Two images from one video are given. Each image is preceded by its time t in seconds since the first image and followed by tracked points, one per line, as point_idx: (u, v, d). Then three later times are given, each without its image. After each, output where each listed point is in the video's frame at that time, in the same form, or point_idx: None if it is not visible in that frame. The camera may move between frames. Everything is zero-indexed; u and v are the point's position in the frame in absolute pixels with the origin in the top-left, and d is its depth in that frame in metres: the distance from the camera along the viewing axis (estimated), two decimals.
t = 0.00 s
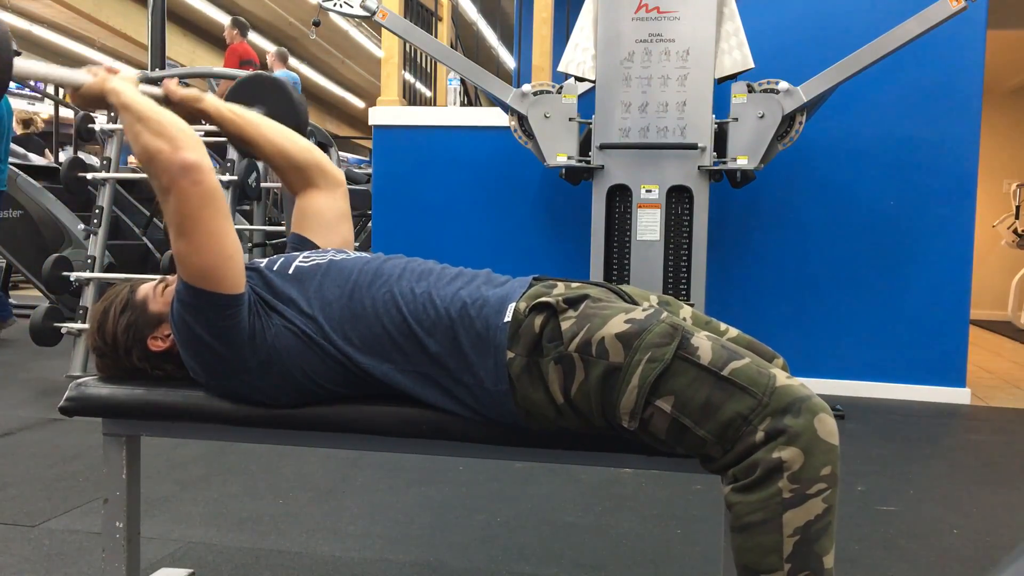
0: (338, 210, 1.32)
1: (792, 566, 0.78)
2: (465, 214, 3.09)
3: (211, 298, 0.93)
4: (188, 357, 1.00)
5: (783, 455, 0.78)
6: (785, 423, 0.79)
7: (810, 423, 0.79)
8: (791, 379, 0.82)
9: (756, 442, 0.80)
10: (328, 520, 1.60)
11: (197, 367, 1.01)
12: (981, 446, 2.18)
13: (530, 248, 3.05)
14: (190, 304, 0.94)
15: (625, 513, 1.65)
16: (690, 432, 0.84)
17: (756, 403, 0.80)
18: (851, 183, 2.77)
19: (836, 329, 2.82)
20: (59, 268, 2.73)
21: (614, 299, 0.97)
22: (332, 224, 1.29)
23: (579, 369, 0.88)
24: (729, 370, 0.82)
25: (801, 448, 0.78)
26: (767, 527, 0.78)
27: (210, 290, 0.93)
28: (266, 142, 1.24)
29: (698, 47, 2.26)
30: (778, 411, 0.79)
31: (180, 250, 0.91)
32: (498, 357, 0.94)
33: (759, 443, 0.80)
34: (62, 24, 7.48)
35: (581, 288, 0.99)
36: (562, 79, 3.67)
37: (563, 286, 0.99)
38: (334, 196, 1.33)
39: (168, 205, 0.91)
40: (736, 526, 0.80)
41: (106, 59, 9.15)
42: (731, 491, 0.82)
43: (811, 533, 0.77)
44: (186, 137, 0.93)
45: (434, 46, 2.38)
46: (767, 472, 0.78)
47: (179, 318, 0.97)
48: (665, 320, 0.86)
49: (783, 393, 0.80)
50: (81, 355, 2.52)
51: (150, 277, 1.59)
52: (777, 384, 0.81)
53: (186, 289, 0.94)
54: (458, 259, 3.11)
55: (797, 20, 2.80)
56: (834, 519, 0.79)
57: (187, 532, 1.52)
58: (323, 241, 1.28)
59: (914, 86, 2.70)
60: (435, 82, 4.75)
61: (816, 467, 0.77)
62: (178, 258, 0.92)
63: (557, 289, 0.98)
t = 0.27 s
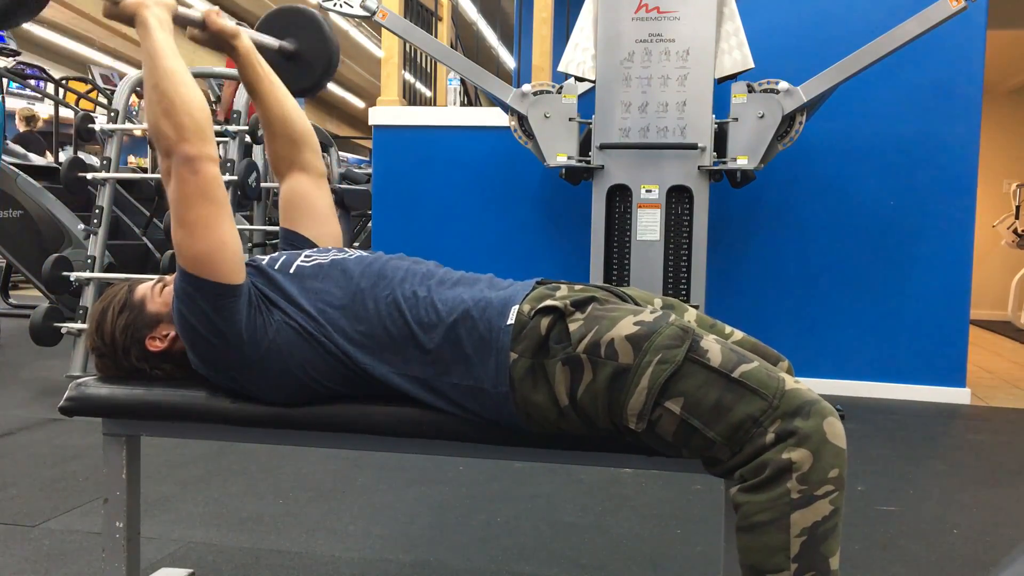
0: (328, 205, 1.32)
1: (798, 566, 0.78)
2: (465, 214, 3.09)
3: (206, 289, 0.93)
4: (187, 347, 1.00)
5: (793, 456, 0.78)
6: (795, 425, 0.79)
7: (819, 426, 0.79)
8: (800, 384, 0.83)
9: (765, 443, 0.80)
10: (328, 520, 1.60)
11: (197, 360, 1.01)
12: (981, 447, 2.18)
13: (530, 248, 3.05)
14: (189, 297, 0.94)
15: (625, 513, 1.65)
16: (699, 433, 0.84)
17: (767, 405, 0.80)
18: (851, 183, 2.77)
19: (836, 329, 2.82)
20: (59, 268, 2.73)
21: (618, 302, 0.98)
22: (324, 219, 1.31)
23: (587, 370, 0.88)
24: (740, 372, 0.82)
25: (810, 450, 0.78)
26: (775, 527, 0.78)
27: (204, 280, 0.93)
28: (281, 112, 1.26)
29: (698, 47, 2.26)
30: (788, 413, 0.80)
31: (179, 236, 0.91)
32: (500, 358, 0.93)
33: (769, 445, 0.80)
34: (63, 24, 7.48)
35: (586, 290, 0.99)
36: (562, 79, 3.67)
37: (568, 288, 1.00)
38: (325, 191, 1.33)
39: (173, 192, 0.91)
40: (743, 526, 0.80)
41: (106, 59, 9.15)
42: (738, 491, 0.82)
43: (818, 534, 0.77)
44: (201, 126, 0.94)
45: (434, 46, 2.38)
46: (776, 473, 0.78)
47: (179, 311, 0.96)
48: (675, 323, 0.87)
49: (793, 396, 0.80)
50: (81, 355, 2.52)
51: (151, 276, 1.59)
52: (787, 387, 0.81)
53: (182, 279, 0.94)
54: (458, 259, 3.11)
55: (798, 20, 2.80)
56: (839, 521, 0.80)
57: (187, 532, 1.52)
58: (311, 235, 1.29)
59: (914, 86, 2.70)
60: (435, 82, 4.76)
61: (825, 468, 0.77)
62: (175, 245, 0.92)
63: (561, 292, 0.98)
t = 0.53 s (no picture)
0: (344, 216, 1.31)
1: (798, 565, 0.78)
2: (465, 214, 3.09)
3: (221, 299, 0.93)
4: (190, 357, 1.00)
5: (798, 455, 0.78)
6: (800, 425, 0.79)
7: (825, 426, 0.79)
8: (805, 385, 0.83)
9: (771, 442, 0.80)
10: (328, 520, 1.60)
11: (201, 370, 1.00)
12: (981, 446, 2.18)
13: (531, 249, 3.05)
14: (196, 305, 0.93)
15: (625, 513, 1.65)
16: (704, 432, 0.83)
17: (773, 404, 0.80)
18: (852, 183, 2.77)
19: (837, 328, 2.82)
20: (59, 268, 2.73)
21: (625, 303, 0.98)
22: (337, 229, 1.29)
23: (593, 368, 0.88)
24: (747, 372, 0.82)
25: (815, 449, 0.78)
26: (776, 526, 0.78)
27: (218, 292, 0.93)
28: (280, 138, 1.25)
29: (698, 47, 2.26)
30: (794, 413, 0.80)
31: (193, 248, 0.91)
32: (504, 357, 0.93)
33: (774, 444, 0.80)
34: (63, 24, 7.48)
35: (591, 289, 0.99)
36: (562, 79, 3.67)
37: (573, 287, 1.00)
38: (340, 202, 1.32)
39: (183, 203, 0.91)
40: (745, 524, 0.80)
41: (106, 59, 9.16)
42: (741, 490, 0.82)
43: (820, 534, 0.77)
44: (207, 137, 0.94)
45: (434, 46, 2.38)
46: (780, 471, 0.78)
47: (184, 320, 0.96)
48: (682, 323, 0.87)
49: (799, 397, 0.81)
50: (82, 355, 2.52)
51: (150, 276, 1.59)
52: (793, 387, 0.81)
53: (194, 290, 0.93)
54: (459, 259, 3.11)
55: (797, 20, 2.80)
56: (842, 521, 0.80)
57: (187, 532, 1.52)
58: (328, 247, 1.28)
59: (914, 86, 2.70)
60: (434, 83, 4.76)
61: (829, 468, 0.78)
62: (190, 259, 0.91)
63: (567, 290, 0.98)
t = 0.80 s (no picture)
0: (346, 221, 1.31)
1: (796, 566, 0.78)
2: (465, 214, 3.09)
3: (219, 300, 0.93)
4: (187, 363, 0.99)
5: (794, 455, 0.78)
6: (797, 424, 0.79)
7: (821, 425, 0.79)
8: (802, 384, 0.83)
9: (768, 442, 0.80)
10: (329, 520, 1.60)
11: (199, 374, 1.00)
12: (981, 447, 2.18)
13: (530, 249, 3.05)
14: (195, 307, 0.93)
15: (625, 513, 1.65)
16: (700, 432, 0.84)
17: (769, 404, 0.80)
18: (852, 183, 2.77)
19: (836, 328, 2.82)
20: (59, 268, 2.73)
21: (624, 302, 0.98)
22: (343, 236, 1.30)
23: (589, 368, 0.88)
24: (743, 372, 0.82)
25: (811, 449, 0.78)
26: (773, 525, 0.78)
27: (218, 295, 0.93)
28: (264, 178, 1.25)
29: (698, 47, 2.26)
30: (790, 413, 0.80)
31: (189, 254, 0.90)
32: (502, 356, 0.93)
33: (770, 444, 0.80)
34: (63, 24, 7.48)
35: (589, 289, 0.99)
36: (562, 79, 3.67)
37: (572, 286, 1.00)
38: (341, 208, 1.32)
39: (173, 211, 0.90)
40: (742, 524, 0.80)
41: (106, 59, 9.16)
42: (738, 490, 0.82)
43: (817, 533, 0.77)
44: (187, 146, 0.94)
45: (434, 46, 2.38)
46: (777, 471, 0.79)
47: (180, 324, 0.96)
48: (679, 323, 0.87)
49: (796, 396, 0.81)
50: (82, 355, 2.52)
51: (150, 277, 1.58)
52: (789, 387, 0.81)
53: (192, 295, 0.93)
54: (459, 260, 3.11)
55: (797, 20, 2.80)
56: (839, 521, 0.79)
57: (187, 532, 1.52)
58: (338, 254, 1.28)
59: (914, 86, 2.70)
60: (434, 83, 4.76)
61: (826, 468, 0.77)
62: (185, 263, 0.91)
63: (565, 289, 0.98)
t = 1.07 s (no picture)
0: (336, 221, 1.31)
1: (790, 567, 0.78)
2: (465, 215, 3.09)
3: (209, 305, 0.92)
4: (184, 370, 0.99)
5: (784, 456, 0.78)
6: (787, 425, 0.79)
7: (812, 424, 0.78)
8: (794, 382, 0.82)
9: (758, 443, 0.80)
10: (329, 520, 1.60)
11: (196, 380, 1.00)
12: (981, 446, 2.17)
13: (530, 249, 3.05)
14: (188, 314, 0.93)
15: (625, 513, 1.65)
16: (692, 433, 0.84)
17: (759, 404, 0.80)
18: (852, 183, 2.77)
19: (835, 328, 2.82)
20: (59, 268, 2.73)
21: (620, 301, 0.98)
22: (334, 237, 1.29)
23: (582, 369, 0.88)
24: (733, 372, 0.82)
25: (802, 450, 0.78)
26: (766, 527, 0.78)
27: (206, 300, 0.92)
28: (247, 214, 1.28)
29: (697, 47, 2.26)
30: (781, 413, 0.80)
31: (173, 264, 0.90)
32: (499, 357, 0.93)
33: (761, 445, 0.80)
34: (63, 24, 7.48)
35: (585, 288, 0.99)
36: (562, 79, 3.67)
37: (568, 286, 1.00)
38: (330, 210, 1.32)
39: (149, 223, 0.90)
40: (736, 526, 0.81)
41: (106, 59, 9.16)
42: (732, 491, 0.82)
43: (810, 535, 0.77)
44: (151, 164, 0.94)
45: (434, 46, 2.38)
46: (768, 472, 0.79)
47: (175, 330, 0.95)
48: (670, 322, 0.87)
49: (786, 395, 0.80)
50: (82, 355, 2.52)
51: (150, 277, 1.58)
52: (780, 386, 0.81)
53: (183, 303, 0.92)
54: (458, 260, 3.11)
55: (796, 20, 2.80)
56: (834, 521, 0.79)
57: (187, 532, 1.52)
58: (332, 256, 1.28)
59: (914, 86, 2.70)
60: (435, 83, 4.76)
61: (817, 469, 0.77)
62: (169, 272, 0.90)
63: (561, 289, 0.98)
